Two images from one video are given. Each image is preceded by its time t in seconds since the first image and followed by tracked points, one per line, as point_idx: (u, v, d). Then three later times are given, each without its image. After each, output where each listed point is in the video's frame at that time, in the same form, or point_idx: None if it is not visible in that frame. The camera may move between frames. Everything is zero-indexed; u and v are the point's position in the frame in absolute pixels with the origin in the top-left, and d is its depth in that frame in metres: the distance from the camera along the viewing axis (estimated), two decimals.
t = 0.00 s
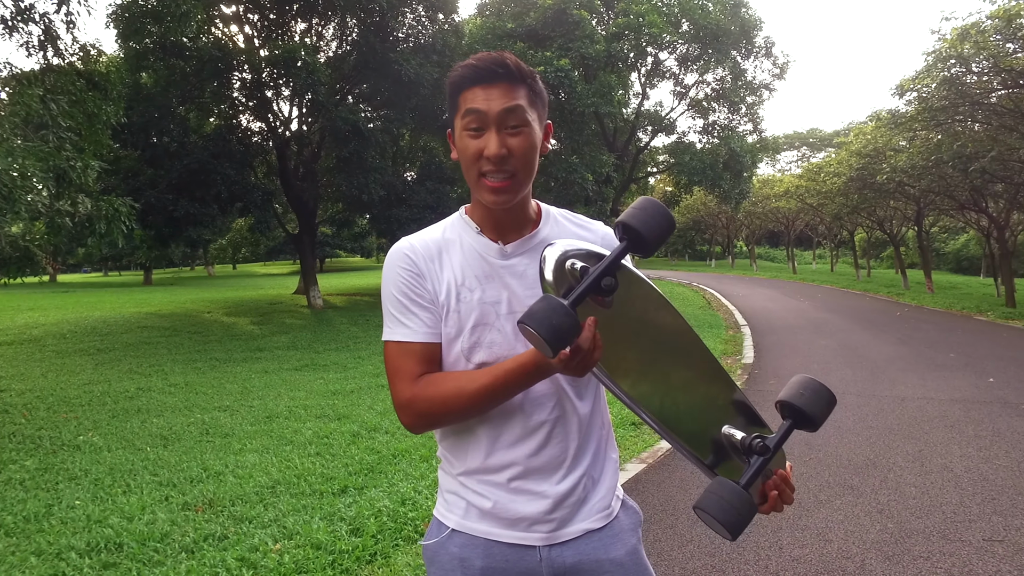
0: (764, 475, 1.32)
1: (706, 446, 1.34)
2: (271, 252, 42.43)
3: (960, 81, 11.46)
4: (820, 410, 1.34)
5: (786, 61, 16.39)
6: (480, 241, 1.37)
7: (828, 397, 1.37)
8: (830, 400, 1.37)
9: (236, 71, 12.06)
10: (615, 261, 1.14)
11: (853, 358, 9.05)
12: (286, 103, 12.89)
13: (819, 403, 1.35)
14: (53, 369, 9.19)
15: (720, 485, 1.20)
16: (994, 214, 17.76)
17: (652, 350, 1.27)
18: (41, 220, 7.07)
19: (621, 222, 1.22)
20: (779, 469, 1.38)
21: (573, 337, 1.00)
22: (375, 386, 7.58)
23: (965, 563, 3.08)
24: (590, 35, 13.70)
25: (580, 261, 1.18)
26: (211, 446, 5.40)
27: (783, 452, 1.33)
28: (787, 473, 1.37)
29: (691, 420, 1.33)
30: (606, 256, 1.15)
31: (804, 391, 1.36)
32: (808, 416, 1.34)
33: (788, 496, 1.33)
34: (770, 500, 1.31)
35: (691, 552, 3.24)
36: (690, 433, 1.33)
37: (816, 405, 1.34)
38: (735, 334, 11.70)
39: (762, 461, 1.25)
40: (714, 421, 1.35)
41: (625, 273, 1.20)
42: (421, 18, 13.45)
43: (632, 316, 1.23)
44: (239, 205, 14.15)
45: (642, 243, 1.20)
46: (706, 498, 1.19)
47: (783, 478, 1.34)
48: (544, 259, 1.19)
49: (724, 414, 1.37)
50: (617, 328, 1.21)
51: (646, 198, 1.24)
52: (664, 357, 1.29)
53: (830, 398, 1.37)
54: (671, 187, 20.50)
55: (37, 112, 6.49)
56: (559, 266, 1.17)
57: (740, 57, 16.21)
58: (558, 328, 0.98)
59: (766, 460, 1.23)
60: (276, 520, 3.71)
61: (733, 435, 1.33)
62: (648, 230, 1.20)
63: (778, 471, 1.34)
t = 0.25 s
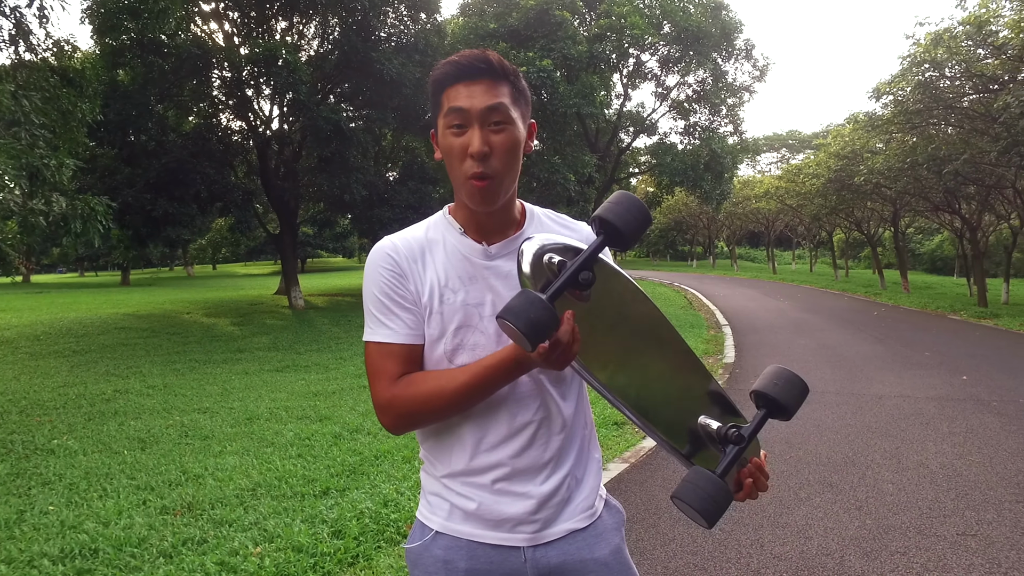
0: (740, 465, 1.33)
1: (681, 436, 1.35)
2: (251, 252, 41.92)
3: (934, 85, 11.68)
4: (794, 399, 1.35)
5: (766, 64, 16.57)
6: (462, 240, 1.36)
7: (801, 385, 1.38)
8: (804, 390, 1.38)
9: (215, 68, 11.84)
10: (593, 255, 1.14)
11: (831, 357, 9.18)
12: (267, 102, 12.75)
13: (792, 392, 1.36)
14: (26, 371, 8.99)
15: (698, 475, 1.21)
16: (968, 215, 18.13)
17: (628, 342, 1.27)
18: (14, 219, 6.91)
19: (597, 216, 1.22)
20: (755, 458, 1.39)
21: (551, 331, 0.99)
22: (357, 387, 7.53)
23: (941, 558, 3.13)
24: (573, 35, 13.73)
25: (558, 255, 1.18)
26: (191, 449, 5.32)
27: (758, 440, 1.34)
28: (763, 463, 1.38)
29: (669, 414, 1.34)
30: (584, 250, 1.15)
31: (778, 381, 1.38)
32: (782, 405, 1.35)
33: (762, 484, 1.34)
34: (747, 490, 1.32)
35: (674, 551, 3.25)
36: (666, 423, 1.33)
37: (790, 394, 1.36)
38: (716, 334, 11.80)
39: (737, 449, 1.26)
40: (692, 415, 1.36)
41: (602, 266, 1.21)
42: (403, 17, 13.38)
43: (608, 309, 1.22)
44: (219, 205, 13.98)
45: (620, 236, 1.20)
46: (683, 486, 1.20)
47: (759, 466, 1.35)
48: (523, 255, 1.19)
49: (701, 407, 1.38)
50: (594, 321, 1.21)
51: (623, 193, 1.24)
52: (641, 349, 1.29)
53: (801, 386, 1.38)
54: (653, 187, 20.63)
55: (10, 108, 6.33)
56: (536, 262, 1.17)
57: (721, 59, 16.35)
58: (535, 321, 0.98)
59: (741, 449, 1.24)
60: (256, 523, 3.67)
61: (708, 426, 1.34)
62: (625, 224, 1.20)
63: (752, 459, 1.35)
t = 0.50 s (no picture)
0: (724, 461, 1.34)
1: (665, 432, 1.35)
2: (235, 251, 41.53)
3: (915, 88, 11.85)
4: (776, 393, 1.36)
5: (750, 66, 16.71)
6: (448, 240, 1.35)
7: (783, 380, 1.39)
8: (786, 384, 1.39)
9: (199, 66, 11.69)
10: (576, 250, 1.14)
11: (814, 356, 9.27)
12: (251, 100, 12.63)
13: (775, 387, 1.36)
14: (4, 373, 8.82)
15: (683, 469, 1.21)
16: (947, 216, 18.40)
17: (612, 337, 1.26)
18: None
19: (580, 211, 1.22)
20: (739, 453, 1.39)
21: (536, 325, 0.99)
22: (343, 388, 7.48)
23: (922, 555, 3.17)
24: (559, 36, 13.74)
25: (543, 252, 1.18)
26: (173, 451, 5.25)
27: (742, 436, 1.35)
28: (746, 458, 1.38)
29: (653, 410, 1.34)
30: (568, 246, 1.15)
31: (760, 375, 1.38)
32: (766, 399, 1.35)
33: (745, 479, 1.34)
34: (731, 485, 1.32)
35: (660, 551, 3.26)
36: (650, 420, 1.33)
37: (773, 389, 1.36)
38: (702, 334, 11.88)
39: (720, 442, 1.27)
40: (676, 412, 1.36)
41: (586, 262, 1.21)
42: (389, 16, 13.31)
43: (593, 304, 1.22)
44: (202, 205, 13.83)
45: (604, 232, 1.20)
46: (668, 480, 1.20)
47: (742, 463, 1.35)
48: (507, 251, 1.18)
49: (685, 403, 1.38)
50: (579, 317, 1.20)
51: (607, 190, 1.24)
52: (625, 344, 1.29)
53: (784, 380, 1.39)
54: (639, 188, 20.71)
55: None
56: (520, 257, 1.16)
57: (706, 60, 16.44)
58: (521, 314, 0.98)
59: (724, 443, 1.25)
60: (240, 526, 3.63)
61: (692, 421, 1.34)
62: (610, 220, 1.20)
63: (736, 454, 1.36)
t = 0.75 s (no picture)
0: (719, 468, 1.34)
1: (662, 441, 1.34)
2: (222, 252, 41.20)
3: (900, 90, 11.97)
4: (771, 399, 1.36)
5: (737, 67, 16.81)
6: (438, 239, 1.34)
7: (778, 385, 1.39)
8: (779, 389, 1.39)
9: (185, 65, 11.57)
10: (570, 260, 1.14)
11: (801, 356, 9.34)
12: (238, 99, 12.53)
13: (769, 392, 1.37)
14: None
15: (681, 479, 1.21)
16: (931, 216, 18.60)
17: (608, 346, 1.26)
18: None
19: (572, 221, 1.22)
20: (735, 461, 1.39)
21: (532, 335, 0.98)
22: (331, 388, 7.43)
23: (908, 552, 3.20)
24: (547, 36, 13.74)
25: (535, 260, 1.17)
26: (159, 453, 5.20)
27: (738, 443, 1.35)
28: (741, 464, 1.39)
29: (648, 417, 1.33)
30: (561, 254, 1.15)
31: (754, 381, 1.38)
32: (761, 406, 1.36)
33: (743, 487, 1.34)
34: (727, 493, 1.32)
35: (649, 551, 3.26)
36: (646, 428, 1.33)
37: (768, 395, 1.37)
38: (690, 333, 11.93)
39: (719, 452, 1.27)
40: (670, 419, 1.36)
41: (579, 268, 1.20)
42: (377, 15, 13.26)
43: (588, 314, 1.21)
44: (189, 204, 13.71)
45: (597, 240, 1.19)
46: (668, 490, 1.19)
47: (738, 469, 1.36)
48: (500, 260, 1.18)
49: (678, 410, 1.38)
50: (575, 325, 1.19)
51: (599, 197, 1.24)
52: (620, 353, 1.28)
53: (778, 387, 1.39)
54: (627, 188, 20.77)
55: None
56: (512, 268, 1.15)
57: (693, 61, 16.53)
58: (515, 322, 0.97)
59: (721, 452, 1.25)
60: (227, 528, 3.60)
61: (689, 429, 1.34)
62: (602, 227, 1.20)
63: (733, 462, 1.36)
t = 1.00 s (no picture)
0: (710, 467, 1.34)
1: (653, 440, 1.34)
2: (211, 251, 40.95)
3: (888, 91, 12.06)
4: (763, 399, 1.37)
5: (728, 67, 16.88)
6: (433, 236, 1.34)
7: (770, 385, 1.39)
8: (771, 390, 1.40)
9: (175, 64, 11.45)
10: (564, 255, 1.14)
11: (792, 356, 9.39)
12: (228, 98, 12.46)
13: (761, 392, 1.37)
14: None
15: (672, 476, 1.20)
16: (919, 217, 18.75)
17: (600, 343, 1.26)
18: None
19: (568, 216, 1.21)
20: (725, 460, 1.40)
21: (524, 329, 0.98)
22: (322, 389, 7.39)
23: (897, 550, 3.22)
24: (538, 36, 13.73)
25: (529, 257, 1.16)
26: (148, 455, 5.15)
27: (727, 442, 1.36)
28: (733, 464, 1.39)
29: (640, 415, 1.33)
30: (555, 250, 1.14)
31: (746, 380, 1.39)
32: (752, 405, 1.36)
33: (733, 486, 1.35)
34: (718, 490, 1.33)
35: (641, 551, 3.27)
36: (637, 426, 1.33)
37: (759, 395, 1.37)
38: (681, 333, 11.98)
39: (709, 450, 1.28)
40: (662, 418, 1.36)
41: (573, 266, 1.20)
42: (368, 15, 13.21)
43: (582, 310, 1.21)
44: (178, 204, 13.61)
45: (590, 237, 1.19)
46: (657, 487, 1.19)
47: (729, 469, 1.36)
48: (493, 255, 1.17)
49: (672, 408, 1.39)
50: (566, 322, 1.19)
51: (594, 194, 1.23)
52: (613, 351, 1.28)
53: (771, 386, 1.40)
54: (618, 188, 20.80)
55: None
56: (507, 261, 1.15)
57: (684, 62, 16.58)
58: (508, 316, 0.96)
59: (712, 451, 1.26)
60: (217, 530, 3.57)
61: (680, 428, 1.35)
62: (596, 223, 1.19)
63: (723, 462, 1.36)
